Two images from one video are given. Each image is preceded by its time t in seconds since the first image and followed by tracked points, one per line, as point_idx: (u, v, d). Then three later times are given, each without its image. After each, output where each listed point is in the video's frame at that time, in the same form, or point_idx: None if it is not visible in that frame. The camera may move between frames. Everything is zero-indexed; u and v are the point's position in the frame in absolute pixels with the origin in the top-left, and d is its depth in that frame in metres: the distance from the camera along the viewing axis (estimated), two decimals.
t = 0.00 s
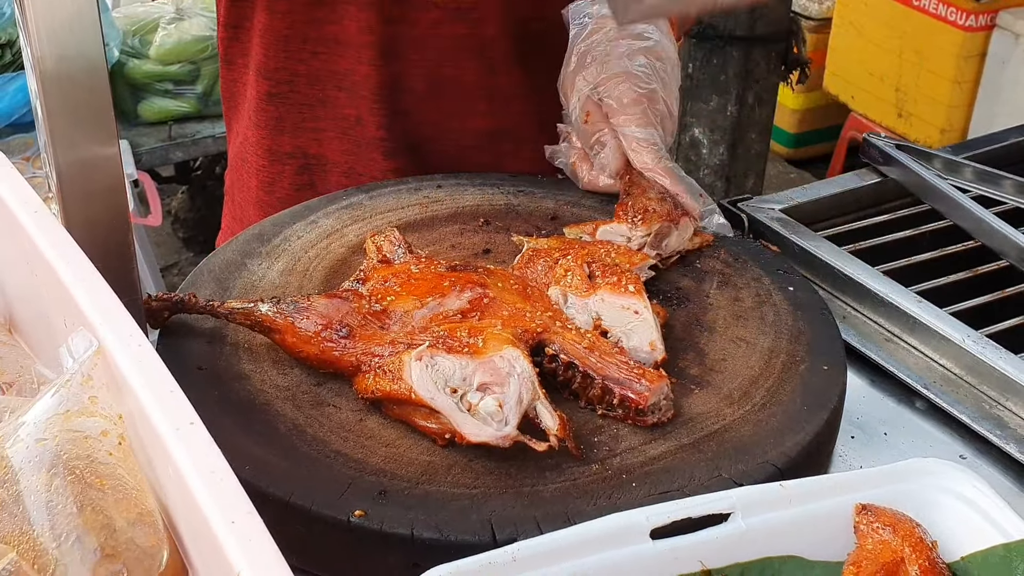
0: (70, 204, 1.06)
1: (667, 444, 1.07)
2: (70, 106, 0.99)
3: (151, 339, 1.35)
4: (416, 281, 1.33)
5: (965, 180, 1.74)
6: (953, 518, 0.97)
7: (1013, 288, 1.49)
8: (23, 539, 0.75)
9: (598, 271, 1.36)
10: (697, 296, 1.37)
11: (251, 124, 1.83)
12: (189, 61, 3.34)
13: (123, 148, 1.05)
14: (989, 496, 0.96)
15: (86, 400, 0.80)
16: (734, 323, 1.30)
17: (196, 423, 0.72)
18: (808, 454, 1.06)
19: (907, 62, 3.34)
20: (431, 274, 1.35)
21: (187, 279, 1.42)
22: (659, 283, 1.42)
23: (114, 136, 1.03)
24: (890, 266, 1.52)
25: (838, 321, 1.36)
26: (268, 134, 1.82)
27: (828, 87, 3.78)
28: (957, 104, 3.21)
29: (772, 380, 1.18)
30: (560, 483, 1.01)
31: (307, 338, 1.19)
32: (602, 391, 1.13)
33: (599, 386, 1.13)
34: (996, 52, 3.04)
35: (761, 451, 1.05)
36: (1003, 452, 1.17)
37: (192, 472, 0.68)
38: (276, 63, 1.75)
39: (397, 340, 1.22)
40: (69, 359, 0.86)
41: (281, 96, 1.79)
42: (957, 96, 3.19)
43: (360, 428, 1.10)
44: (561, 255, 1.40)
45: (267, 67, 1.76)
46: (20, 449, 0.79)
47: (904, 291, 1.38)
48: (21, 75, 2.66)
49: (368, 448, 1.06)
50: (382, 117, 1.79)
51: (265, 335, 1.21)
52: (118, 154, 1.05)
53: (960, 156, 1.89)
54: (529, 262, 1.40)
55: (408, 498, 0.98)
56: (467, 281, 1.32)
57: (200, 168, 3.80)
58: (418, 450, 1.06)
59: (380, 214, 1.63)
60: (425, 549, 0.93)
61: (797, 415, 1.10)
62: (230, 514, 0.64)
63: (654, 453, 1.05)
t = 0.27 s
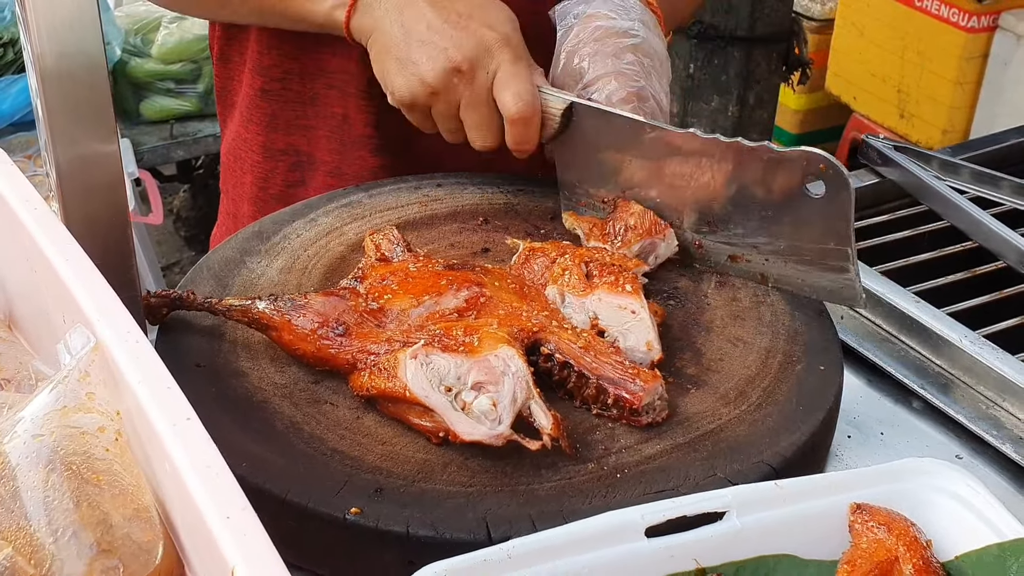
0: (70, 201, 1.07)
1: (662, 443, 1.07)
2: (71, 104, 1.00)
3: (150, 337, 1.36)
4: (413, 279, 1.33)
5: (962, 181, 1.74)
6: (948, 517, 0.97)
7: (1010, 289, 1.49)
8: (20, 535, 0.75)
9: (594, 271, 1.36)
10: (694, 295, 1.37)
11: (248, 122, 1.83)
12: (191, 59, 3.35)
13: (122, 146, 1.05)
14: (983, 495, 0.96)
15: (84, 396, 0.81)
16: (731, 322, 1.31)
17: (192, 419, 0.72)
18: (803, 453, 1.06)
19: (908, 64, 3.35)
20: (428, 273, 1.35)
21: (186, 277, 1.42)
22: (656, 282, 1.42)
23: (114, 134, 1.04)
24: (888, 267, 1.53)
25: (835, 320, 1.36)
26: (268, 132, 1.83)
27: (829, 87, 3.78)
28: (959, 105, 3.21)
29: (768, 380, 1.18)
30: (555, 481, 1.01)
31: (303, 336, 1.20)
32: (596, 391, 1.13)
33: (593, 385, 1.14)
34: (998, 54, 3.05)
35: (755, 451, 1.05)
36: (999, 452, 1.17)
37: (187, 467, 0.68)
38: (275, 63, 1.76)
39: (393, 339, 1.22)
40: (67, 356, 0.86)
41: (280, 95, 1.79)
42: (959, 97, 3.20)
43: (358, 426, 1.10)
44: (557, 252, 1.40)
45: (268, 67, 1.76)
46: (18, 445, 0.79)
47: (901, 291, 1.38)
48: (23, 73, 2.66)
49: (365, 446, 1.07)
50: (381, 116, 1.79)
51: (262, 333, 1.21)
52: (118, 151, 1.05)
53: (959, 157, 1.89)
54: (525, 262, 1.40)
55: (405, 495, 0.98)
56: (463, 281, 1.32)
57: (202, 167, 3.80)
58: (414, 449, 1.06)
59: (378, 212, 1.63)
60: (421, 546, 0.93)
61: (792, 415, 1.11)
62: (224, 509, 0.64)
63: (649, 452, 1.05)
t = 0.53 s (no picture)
0: (71, 199, 1.07)
1: (661, 438, 1.07)
2: (72, 102, 1.00)
3: (152, 334, 1.36)
4: (413, 276, 1.34)
5: (961, 183, 1.74)
6: (943, 518, 0.97)
7: (1008, 292, 1.50)
8: (20, 529, 0.76)
9: (592, 267, 1.36)
10: (693, 294, 1.38)
11: (247, 120, 1.83)
12: (196, 58, 3.37)
13: (123, 144, 1.06)
14: (979, 495, 0.96)
15: (85, 392, 0.81)
16: (729, 319, 1.31)
17: (192, 415, 0.73)
18: (800, 450, 1.07)
19: (912, 65, 3.35)
20: (428, 271, 1.35)
21: (187, 274, 1.42)
22: (655, 280, 1.42)
23: (115, 132, 1.04)
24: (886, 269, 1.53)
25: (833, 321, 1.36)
26: (270, 131, 1.83)
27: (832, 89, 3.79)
28: (962, 107, 3.21)
29: (765, 377, 1.18)
30: (555, 476, 1.01)
31: (304, 332, 1.20)
32: (595, 387, 1.14)
33: (592, 380, 1.14)
34: (1002, 57, 3.04)
35: (753, 446, 1.05)
36: (995, 453, 1.18)
37: (188, 461, 0.69)
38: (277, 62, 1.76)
39: (393, 335, 1.23)
40: (68, 353, 0.87)
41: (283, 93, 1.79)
42: (962, 100, 3.20)
43: (359, 422, 1.11)
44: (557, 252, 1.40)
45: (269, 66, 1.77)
46: (19, 439, 0.80)
47: (900, 293, 1.37)
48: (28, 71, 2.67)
49: (366, 442, 1.07)
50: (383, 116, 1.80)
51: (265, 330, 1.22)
52: (119, 150, 1.06)
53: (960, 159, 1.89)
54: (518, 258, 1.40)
55: (405, 491, 0.99)
56: (462, 279, 1.32)
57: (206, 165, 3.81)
58: (417, 444, 1.07)
59: (379, 211, 1.64)
60: (419, 542, 0.94)
61: (790, 410, 1.11)
62: (223, 504, 0.65)
63: (648, 447, 1.06)
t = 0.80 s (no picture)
0: (76, 195, 1.08)
1: (662, 437, 1.08)
2: (78, 99, 1.01)
3: (156, 331, 1.37)
4: (410, 294, 1.34)
5: (965, 185, 1.74)
6: (942, 518, 0.97)
7: (1011, 293, 1.50)
8: (23, 522, 0.77)
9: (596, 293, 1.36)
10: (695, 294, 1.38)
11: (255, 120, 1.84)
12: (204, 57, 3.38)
13: (128, 141, 1.07)
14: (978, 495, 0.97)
15: (88, 387, 0.82)
16: (731, 319, 1.31)
17: (194, 411, 0.73)
18: (800, 449, 1.07)
19: (920, 67, 3.34)
20: (427, 289, 1.34)
21: (192, 272, 1.43)
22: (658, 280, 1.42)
23: (120, 129, 1.05)
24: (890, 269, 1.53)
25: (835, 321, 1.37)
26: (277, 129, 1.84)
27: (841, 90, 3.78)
28: (970, 109, 3.20)
29: (765, 378, 1.18)
30: (557, 474, 1.02)
31: (289, 338, 1.21)
32: (574, 418, 1.08)
33: (569, 412, 1.09)
34: (1011, 59, 3.03)
35: (754, 445, 1.06)
36: (995, 454, 1.17)
37: (190, 456, 0.69)
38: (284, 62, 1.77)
39: (375, 348, 1.23)
40: (73, 349, 0.88)
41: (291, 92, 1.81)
42: (970, 101, 3.19)
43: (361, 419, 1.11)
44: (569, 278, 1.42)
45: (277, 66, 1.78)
46: (22, 433, 0.81)
47: (903, 293, 1.38)
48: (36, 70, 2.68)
49: (367, 439, 1.08)
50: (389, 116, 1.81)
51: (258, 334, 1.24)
52: (124, 147, 1.07)
53: (965, 161, 1.89)
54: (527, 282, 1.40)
55: (406, 488, 0.99)
56: (457, 297, 1.32)
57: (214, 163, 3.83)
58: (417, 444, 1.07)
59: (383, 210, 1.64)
60: (418, 538, 0.94)
61: (790, 410, 1.11)
62: (223, 498, 0.65)
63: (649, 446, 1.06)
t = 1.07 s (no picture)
0: (74, 181, 1.08)
1: (661, 427, 1.07)
2: (78, 87, 1.01)
3: (156, 317, 1.37)
4: (410, 281, 1.34)
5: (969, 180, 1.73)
6: (939, 511, 0.97)
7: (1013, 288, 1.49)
8: (15, 506, 0.77)
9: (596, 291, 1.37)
10: (696, 285, 1.37)
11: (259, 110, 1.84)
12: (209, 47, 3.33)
13: (128, 129, 1.07)
14: (974, 488, 0.96)
15: (83, 371, 0.82)
16: (731, 312, 1.31)
17: (187, 396, 0.73)
18: (799, 441, 1.06)
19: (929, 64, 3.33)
20: (426, 278, 1.34)
21: (192, 260, 1.43)
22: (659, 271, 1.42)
23: (120, 117, 1.05)
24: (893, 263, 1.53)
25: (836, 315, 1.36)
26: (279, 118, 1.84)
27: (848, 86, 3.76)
28: (979, 107, 3.19)
29: (764, 368, 1.18)
30: (555, 463, 1.02)
31: (289, 326, 1.21)
32: (570, 406, 1.08)
33: (568, 399, 1.08)
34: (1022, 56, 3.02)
35: (752, 437, 1.05)
36: (996, 448, 1.17)
37: (181, 440, 0.69)
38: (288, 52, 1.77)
39: (373, 337, 1.23)
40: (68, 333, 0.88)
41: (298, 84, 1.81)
42: (980, 99, 3.17)
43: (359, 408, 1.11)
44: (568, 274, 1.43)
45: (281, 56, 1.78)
46: (16, 416, 0.80)
47: (904, 287, 1.37)
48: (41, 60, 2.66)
49: (364, 427, 1.08)
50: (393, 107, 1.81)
51: (257, 321, 1.24)
52: (123, 135, 1.06)
53: (970, 156, 1.88)
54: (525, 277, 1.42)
55: (402, 476, 0.99)
56: (457, 285, 1.32)
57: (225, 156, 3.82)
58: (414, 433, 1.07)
59: (384, 200, 1.64)
60: (414, 526, 0.94)
61: (789, 401, 1.11)
62: (214, 482, 0.65)
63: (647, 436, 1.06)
